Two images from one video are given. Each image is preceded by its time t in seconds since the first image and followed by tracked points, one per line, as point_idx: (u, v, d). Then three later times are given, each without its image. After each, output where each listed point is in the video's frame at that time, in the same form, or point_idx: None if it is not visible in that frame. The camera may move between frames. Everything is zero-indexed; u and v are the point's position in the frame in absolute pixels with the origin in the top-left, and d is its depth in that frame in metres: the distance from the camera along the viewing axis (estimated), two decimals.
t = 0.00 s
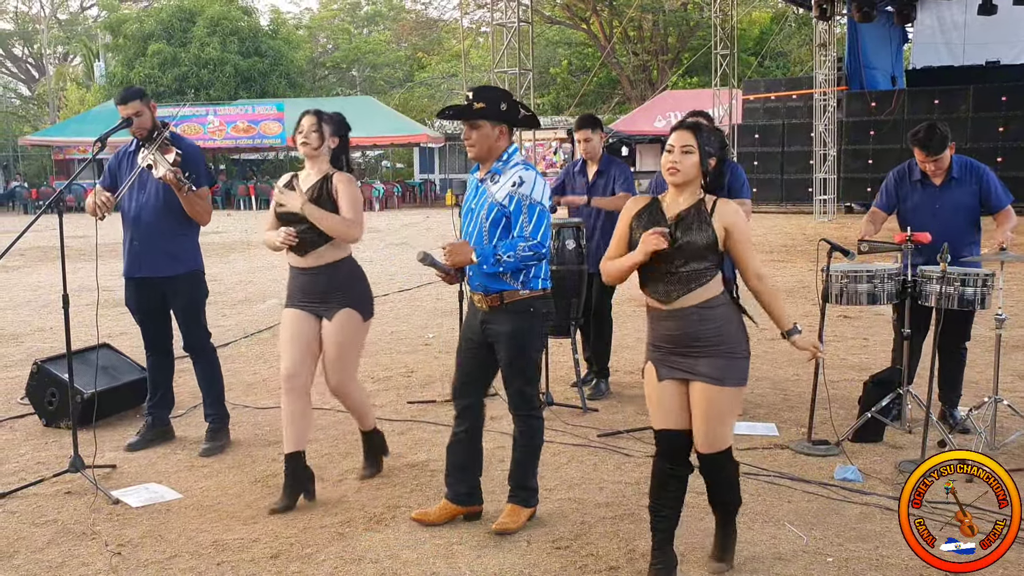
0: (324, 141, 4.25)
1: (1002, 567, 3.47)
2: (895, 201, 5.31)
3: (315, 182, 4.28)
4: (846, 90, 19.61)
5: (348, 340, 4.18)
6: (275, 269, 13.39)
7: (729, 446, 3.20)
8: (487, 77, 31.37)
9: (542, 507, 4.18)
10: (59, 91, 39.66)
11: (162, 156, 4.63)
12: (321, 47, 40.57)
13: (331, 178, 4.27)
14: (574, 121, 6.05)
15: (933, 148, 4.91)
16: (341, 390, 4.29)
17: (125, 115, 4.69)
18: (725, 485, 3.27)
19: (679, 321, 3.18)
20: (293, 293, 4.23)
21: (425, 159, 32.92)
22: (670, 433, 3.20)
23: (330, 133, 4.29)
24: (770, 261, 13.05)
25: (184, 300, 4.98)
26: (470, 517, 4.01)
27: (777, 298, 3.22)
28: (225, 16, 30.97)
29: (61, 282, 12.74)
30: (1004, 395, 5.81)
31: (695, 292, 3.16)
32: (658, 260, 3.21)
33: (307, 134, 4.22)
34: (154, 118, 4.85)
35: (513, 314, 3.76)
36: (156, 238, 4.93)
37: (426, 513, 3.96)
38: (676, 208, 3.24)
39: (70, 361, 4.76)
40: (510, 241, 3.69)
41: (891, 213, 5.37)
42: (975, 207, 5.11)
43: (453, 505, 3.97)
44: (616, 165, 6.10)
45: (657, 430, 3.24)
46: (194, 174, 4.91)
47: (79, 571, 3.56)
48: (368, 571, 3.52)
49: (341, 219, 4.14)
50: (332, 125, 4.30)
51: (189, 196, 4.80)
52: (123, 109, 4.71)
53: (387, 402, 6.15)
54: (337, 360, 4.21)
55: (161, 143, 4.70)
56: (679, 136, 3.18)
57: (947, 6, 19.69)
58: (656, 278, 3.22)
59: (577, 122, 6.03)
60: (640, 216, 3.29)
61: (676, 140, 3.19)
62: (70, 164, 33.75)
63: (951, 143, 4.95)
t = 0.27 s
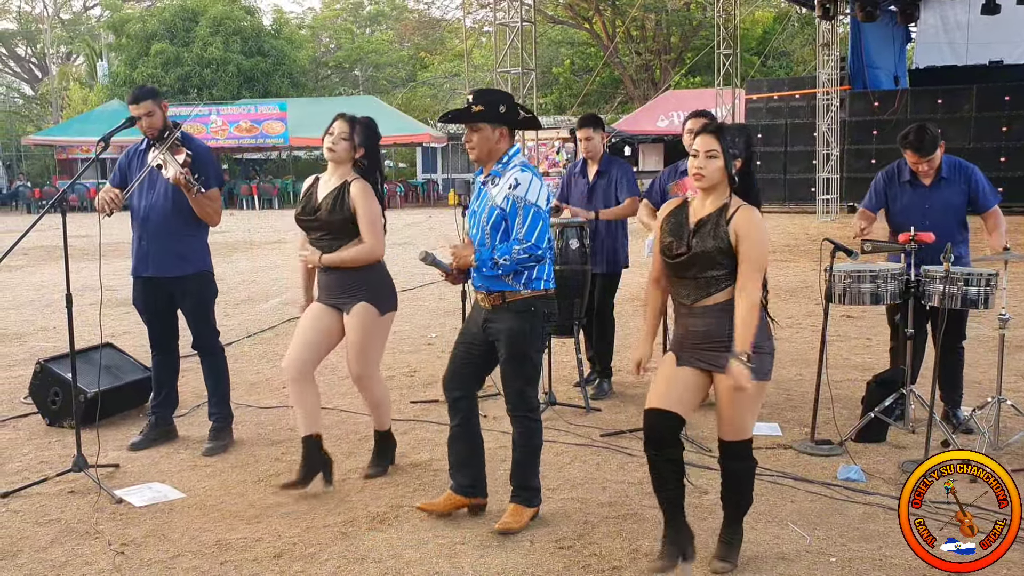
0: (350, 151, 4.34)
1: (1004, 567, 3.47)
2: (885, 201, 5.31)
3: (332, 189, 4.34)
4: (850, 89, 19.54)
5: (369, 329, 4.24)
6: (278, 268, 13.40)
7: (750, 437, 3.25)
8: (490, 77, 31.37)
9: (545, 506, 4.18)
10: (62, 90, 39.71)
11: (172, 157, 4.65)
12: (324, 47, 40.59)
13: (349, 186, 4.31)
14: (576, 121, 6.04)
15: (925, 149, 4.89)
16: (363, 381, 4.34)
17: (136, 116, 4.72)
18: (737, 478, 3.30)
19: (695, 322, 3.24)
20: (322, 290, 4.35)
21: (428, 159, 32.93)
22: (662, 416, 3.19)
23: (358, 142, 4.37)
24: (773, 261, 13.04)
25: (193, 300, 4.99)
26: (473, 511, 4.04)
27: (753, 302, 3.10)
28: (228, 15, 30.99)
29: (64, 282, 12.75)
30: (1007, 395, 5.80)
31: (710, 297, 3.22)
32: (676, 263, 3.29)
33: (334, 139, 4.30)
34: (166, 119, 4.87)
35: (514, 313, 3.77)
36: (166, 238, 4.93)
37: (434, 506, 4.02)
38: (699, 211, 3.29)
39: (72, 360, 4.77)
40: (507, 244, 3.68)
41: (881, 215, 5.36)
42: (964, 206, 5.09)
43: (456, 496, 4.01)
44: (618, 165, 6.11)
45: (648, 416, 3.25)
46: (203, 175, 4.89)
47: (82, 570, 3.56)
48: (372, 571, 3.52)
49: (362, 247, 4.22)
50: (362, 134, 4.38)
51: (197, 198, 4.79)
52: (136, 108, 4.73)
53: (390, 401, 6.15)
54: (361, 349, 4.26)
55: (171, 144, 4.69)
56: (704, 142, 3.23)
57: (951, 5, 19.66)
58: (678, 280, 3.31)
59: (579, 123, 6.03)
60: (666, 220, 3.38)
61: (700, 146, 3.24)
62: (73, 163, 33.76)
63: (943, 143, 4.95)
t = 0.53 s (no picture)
0: (349, 141, 4.43)
1: (1005, 567, 3.46)
2: (874, 201, 5.29)
3: (331, 175, 4.44)
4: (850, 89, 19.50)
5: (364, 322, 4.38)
6: (279, 268, 13.40)
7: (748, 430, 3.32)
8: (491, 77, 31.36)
9: (546, 506, 4.18)
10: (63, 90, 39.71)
11: (179, 157, 4.63)
12: (325, 47, 40.59)
13: (344, 173, 4.40)
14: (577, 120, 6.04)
15: (917, 149, 4.88)
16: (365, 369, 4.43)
17: (142, 117, 4.73)
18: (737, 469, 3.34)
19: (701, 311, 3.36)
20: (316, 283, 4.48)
21: (429, 159, 32.93)
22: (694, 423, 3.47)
23: (357, 131, 4.45)
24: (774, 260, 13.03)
25: (197, 301, 5.01)
26: (481, 500, 4.18)
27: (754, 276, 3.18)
28: (229, 15, 30.98)
29: (65, 282, 12.74)
30: (1008, 395, 5.80)
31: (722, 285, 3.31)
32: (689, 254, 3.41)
33: (333, 130, 4.40)
34: (171, 120, 4.86)
35: (512, 311, 3.80)
36: (171, 238, 4.93)
37: (452, 498, 4.11)
38: (712, 204, 3.40)
39: (75, 360, 4.77)
40: (525, 243, 3.73)
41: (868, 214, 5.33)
42: (951, 205, 5.13)
43: (471, 489, 4.14)
44: (618, 165, 6.11)
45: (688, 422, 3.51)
46: (209, 175, 4.89)
47: (83, 570, 3.56)
48: (373, 571, 3.52)
49: (359, 230, 4.32)
50: (360, 123, 4.47)
51: (202, 198, 4.79)
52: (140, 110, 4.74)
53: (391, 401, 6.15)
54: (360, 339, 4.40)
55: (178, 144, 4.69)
56: (712, 141, 3.30)
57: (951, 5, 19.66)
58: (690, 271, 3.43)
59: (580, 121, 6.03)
60: (682, 212, 3.50)
61: (710, 144, 3.30)
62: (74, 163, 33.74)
63: (932, 143, 4.94)
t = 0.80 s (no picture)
0: (334, 141, 4.40)
1: (1006, 567, 3.46)
2: (870, 204, 5.31)
3: (319, 176, 4.40)
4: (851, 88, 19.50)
5: (340, 322, 4.32)
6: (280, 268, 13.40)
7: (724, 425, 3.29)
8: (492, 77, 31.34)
9: (547, 506, 4.18)
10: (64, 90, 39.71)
11: (181, 158, 4.63)
12: (326, 46, 40.61)
13: (334, 172, 4.37)
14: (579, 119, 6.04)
15: (910, 149, 4.88)
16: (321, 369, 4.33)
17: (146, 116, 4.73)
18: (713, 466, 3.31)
19: (694, 311, 3.41)
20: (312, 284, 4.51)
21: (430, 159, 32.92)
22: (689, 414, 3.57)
23: (341, 131, 4.43)
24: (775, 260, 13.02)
25: (200, 300, 5.01)
26: (480, 500, 4.17)
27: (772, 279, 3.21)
28: (230, 15, 30.97)
29: (65, 282, 12.73)
30: (1010, 395, 5.79)
31: (715, 284, 3.35)
32: (679, 254, 3.45)
33: (317, 130, 4.38)
34: (174, 120, 4.87)
35: (504, 308, 3.84)
36: (173, 237, 4.93)
37: (453, 500, 4.10)
38: (703, 205, 3.43)
39: (77, 359, 4.77)
40: (539, 238, 3.86)
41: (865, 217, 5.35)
42: (946, 204, 5.11)
43: (472, 489, 4.12)
44: (619, 164, 6.11)
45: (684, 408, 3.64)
46: (211, 176, 4.90)
47: (84, 570, 3.56)
48: (373, 571, 3.52)
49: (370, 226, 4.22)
50: (343, 123, 4.44)
51: (204, 199, 4.80)
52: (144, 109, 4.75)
53: (392, 401, 6.15)
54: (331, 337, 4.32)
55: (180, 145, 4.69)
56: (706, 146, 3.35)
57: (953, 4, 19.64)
58: (681, 271, 3.46)
59: (581, 120, 6.03)
60: (673, 213, 3.53)
61: (710, 151, 3.35)
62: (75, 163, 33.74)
63: (926, 141, 4.94)
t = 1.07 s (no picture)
0: (320, 144, 4.36)
1: (1007, 567, 3.45)
2: (875, 203, 5.28)
3: (306, 179, 4.38)
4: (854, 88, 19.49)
5: (331, 327, 4.24)
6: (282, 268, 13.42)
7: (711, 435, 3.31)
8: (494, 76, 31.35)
9: (548, 505, 4.19)
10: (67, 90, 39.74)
11: (181, 156, 4.61)
12: (328, 46, 40.64)
13: (323, 176, 4.37)
14: (579, 119, 6.04)
15: (914, 147, 4.87)
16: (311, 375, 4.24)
17: (149, 113, 4.73)
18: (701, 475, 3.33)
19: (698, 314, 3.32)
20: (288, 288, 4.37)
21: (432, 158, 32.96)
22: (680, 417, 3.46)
23: (326, 134, 4.38)
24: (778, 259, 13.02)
25: (201, 300, 5.01)
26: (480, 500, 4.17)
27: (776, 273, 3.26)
28: (232, 15, 30.97)
29: (69, 282, 12.76)
30: (1012, 395, 5.78)
31: (719, 288, 3.30)
32: (685, 257, 3.34)
33: (302, 134, 4.32)
34: (176, 117, 4.88)
35: (504, 305, 3.86)
36: (175, 237, 4.93)
37: (453, 500, 4.09)
38: (702, 207, 3.36)
39: (78, 358, 4.78)
40: (539, 229, 3.93)
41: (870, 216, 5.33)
42: (950, 202, 5.11)
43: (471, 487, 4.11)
44: (621, 163, 6.10)
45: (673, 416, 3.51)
46: (211, 175, 4.91)
47: (86, 569, 3.57)
48: (375, 571, 3.52)
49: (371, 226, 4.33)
50: (328, 128, 4.40)
51: (206, 198, 4.80)
52: (146, 108, 4.75)
53: (394, 401, 6.15)
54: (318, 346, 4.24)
55: (180, 143, 4.69)
56: (707, 146, 3.23)
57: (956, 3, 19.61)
58: (681, 274, 3.37)
59: (581, 121, 6.02)
60: (667, 214, 3.43)
61: (706, 153, 3.24)
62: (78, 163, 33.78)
63: (930, 139, 4.93)
